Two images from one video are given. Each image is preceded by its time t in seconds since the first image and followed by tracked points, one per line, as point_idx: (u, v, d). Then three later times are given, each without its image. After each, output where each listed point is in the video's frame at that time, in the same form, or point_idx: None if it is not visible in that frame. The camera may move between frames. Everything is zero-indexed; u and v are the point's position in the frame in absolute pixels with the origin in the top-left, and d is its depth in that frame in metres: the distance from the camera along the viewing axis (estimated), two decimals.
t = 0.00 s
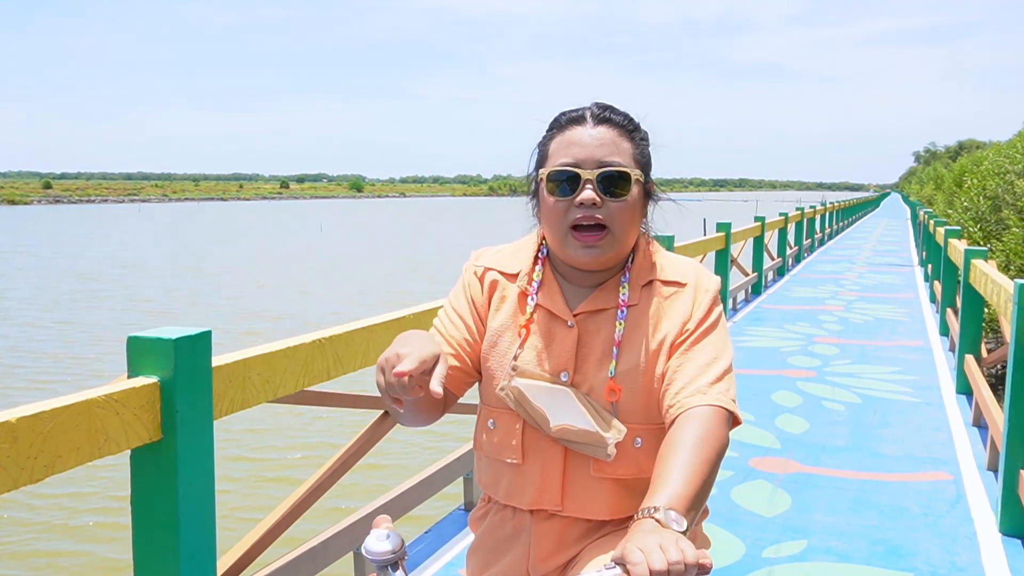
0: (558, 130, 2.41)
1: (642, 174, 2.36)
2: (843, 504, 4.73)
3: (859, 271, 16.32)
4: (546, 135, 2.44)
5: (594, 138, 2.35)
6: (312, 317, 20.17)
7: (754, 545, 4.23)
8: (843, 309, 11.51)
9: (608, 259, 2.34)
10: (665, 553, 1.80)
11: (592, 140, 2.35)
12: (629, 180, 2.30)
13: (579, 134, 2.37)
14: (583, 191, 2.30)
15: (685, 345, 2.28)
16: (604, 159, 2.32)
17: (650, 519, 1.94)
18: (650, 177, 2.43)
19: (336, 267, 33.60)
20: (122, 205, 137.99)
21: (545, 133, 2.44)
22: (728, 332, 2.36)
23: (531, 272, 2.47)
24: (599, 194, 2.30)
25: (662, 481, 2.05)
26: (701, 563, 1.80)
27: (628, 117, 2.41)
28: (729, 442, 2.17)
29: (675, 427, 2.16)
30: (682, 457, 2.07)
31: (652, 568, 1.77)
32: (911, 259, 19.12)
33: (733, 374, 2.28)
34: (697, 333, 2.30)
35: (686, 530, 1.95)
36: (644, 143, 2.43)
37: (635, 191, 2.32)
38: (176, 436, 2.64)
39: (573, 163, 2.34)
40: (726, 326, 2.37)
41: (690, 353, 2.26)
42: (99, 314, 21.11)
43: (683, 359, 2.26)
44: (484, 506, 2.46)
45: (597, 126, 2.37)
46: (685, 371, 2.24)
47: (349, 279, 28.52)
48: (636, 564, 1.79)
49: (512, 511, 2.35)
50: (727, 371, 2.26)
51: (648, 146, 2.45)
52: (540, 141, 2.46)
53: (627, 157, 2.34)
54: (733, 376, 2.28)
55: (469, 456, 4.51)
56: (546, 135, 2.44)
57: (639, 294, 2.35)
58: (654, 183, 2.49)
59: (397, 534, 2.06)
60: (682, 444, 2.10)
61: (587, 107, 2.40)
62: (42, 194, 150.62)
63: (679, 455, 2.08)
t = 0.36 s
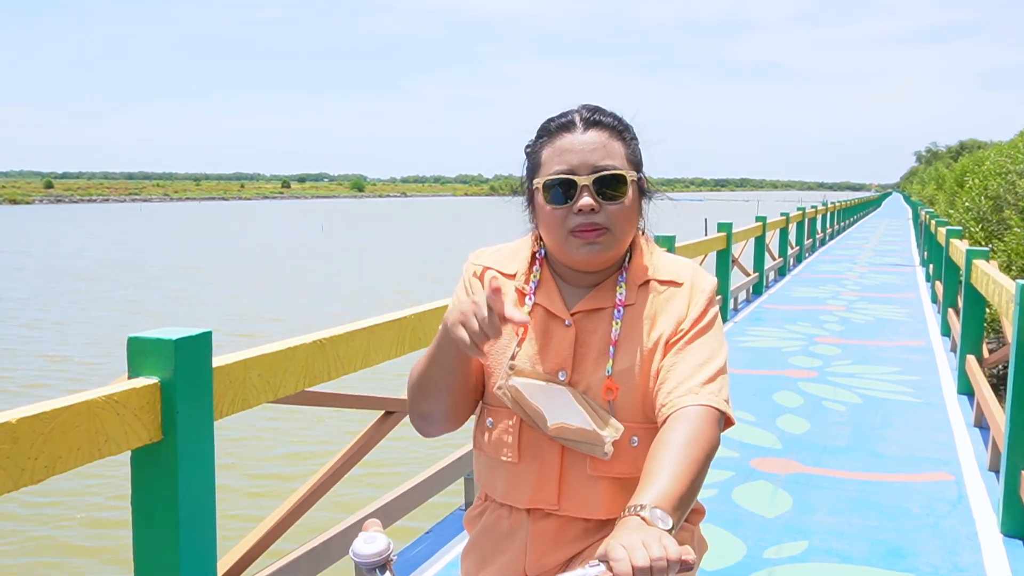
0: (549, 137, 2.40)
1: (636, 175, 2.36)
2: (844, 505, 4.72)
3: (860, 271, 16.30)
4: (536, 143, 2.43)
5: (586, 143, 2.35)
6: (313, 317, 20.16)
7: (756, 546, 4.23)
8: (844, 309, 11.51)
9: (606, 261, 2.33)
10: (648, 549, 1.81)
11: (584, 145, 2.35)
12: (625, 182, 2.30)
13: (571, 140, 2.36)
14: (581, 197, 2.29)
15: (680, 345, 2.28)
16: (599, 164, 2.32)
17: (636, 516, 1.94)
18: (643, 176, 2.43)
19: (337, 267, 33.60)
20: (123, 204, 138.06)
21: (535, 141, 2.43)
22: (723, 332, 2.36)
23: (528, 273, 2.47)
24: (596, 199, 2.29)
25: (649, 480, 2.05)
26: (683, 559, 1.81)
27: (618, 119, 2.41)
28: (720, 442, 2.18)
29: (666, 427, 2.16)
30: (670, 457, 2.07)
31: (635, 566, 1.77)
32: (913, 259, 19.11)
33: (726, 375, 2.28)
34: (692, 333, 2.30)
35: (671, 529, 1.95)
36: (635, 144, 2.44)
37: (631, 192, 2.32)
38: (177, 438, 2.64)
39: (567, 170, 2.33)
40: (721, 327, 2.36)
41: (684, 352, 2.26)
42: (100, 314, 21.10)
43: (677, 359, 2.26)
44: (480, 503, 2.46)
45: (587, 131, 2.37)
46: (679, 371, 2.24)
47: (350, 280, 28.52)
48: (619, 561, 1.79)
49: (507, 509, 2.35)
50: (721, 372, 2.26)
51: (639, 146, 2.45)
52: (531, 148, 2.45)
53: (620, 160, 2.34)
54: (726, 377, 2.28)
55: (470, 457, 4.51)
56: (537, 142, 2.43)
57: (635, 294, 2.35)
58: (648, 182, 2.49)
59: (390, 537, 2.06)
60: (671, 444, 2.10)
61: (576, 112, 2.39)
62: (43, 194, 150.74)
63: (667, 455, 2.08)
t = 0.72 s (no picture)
0: (558, 132, 2.40)
1: (641, 176, 2.35)
2: (847, 506, 4.71)
3: (862, 271, 16.29)
4: (545, 138, 2.43)
5: (594, 140, 2.34)
6: (315, 318, 20.16)
7: (758, 547, 4.22)
8: (846, 309, 11.50)
9: (605, 260, 2.33)
10: (645, 549, 1.80)
11: (592, 142, 2.34)
12: (628, 182, 2.29)
13: (579, 136, 2.36)
14: (583, 193, 2.29)
15: (678, 345, 2.27)
16: (604, 162, 2.31)
17: (633, 516, 1.93)
18: (648, 179, 2.43)
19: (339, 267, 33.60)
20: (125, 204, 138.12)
21: (544, 136, 2.44)
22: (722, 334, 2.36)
23: (530, 270, 2.47)
24: (599, 196, 2.29)
25: (646, 480, 2.04)
26: (682, 558, 1.79)
27: (628, 121, 2.40)
28: (717, 442, 2.17)
29: (662, 426, 2.15)
30: (667, 456, 2.07)
31: (632, 566, 1.77)
32: (915, 259, 19.09)
33: (724, 377, 2.28)
34: (690, 334, 2.29)
35: (668, 529, 1.94)
36: (643, 146, 2.43)
37: (634, 193, 2.31)
38: (178, 438, 2.64)
39: (573, 165, 2.33)
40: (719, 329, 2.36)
41: (681, 352, 2.26)
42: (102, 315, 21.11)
43: (674, 358, 2.26)
44: (480, 503, 2.45)
45: (596, 129, 2.36)
46: (676, 370, 2.24)
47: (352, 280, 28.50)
48: (616, 561, 1.78)
49: (506, 507, 2.35)
50: (719, 374, 2.25)
51: (647, 149, 2.44)
52: (539, 143, 2.45)
53: (626, 160, 2.34)
54: (724, 379, 2.28)
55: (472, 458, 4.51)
56: (545, 137, 2.43)
57: (634, 295, 2.34)
58: (653, 186, 2.49)
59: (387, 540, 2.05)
60: (667, 444, 2.10)
61: (587, 110, 2.39)
62: (45, 194, 150.85)
63: (664, 454, 2.07)
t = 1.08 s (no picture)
0: (567, 130, 2.40)
1: (646, 178, 2.35)
2: (849, 507, 4.70)
3: (865, 271, 16.27)
4: (554, 135, 2.44)
5: (601, 139, 2.34)
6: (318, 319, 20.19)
7: (760, 548, 4.22)
8: (849, 309, 11.49)
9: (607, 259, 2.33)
10: (646, 552, 1.80)
11: (599, 140, 2.34)
12: (634, 183, 2.27)
13: (587, 134, 2.36)
14: (588, 190, 2.27)
15: (677, 342, 2.28)
16: (610, 161, 2.31)
17: (633, 518, 1.93)
18: (653, 182, 2.43)
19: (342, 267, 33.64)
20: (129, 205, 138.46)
21: (553, 133, 2.44)
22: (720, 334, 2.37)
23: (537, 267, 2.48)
24: (603, 194, 2.27)
25: (644, 479, 2.04)
26: (682, 561, 1.79)
27: (636, 123, 2.41)
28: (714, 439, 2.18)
29: (659, 424, 2.15)
30: (663, 455, 2.07)
31: (632, 568, 1.76)
32: (918, 260, 19.06)
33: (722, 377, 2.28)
34: (688, 332, 2.30)
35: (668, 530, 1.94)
36: (650, 148, 2.43)
37: (638, 194, 2.30)
38: (180, 439, 2.64)
39: (578, 163, 2.32)
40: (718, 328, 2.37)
41: (680, 349, 2.27)
42: (106, 317, 21.16)
43: (673, 356, 2.26)
44: (482, 503, 2.44)
45: (604, 128, 2.37)
46: (675, 367, 2.24)
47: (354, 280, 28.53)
48: (617, 564, 1.78)
49: (508, 506, 2.34)
50: (717, 373, 2.26)
51: (653, 151, 2.45)
52: (548, 141, 2.45)
53: (632, 161, 2.33)
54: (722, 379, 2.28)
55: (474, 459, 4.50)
56: (554, 135, 2.44)
57: (637, 294, 2.35)
58: (656, 189, 2.49)
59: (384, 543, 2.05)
60: (665, 442, 2.10)
61: (596, 110, 2.40)
62: (49, 194, 151.18)
63: (662, 453, 2.07)
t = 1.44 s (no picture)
0: (596, 134, 2.40)
1: (674, 185, 2.34)
2: (851, 508, 4.70)
3: (866, 272, 16.24)
4: (582, 139, 2.43)
5: (630, 144, 2.33)
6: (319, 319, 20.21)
7: (762, 549, 4.22)
8: (850, 310, 11.47)
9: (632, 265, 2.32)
10: (630, 551, 1.79)
11: (628, 145, 2.33)
12: (663, 190, 2.27)
13: (616, 139, 2.35)
14: (617, 194, 2.27)
15: (691, 356, 2.29)
16: (640, 167, 2.29)
17: (622, 519, 1.93)
18: (680, 190, 2.42)
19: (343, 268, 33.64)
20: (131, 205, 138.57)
21: (581, 137, 2.43)
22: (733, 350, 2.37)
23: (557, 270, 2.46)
24: (633, 199, 2.26)
25: (640, 486, 2.04)
26: (664, 562, 1.79)
27: (665, 130, 2.40)
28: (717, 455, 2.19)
29: (663, 434, 2.16)
30: (661, 464, 2.07)
31: (616, 567, 1.76)
32: (920, 260, 19.01)
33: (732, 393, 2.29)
34: (702, 345, 2.31)
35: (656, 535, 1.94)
36: (677, 155, 2.43)
37: (667, 201, 2.29)
38: (181, 441, 2.64)
39: (608, 167, 2.31)
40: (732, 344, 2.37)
41: (694, 363, 2.27)
42: (107, 318, 21.17)
43: (687, 369, 2.27)
44: (484, 503, 2.44)
45: (633, 134, 2.36)
46: (687, 380, 2.25)
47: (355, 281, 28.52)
48: (601, 564, 1.78)
49: (509, 509, 2.34)
50: (727, 389, 2.27)
51: (681, 158, 2.44)
52: (575, 144, 2.44)
53: (661, 167, 2.33)
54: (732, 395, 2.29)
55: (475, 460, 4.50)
56: (582, 138, 2.43)
57: (657, 304, 2.34)
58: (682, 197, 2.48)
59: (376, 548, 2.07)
60: (664, 453, 2.10)
61: (626, 115, 2.39)
62: (51, 194, 151.39)
63: (659, 460, 2.08)
